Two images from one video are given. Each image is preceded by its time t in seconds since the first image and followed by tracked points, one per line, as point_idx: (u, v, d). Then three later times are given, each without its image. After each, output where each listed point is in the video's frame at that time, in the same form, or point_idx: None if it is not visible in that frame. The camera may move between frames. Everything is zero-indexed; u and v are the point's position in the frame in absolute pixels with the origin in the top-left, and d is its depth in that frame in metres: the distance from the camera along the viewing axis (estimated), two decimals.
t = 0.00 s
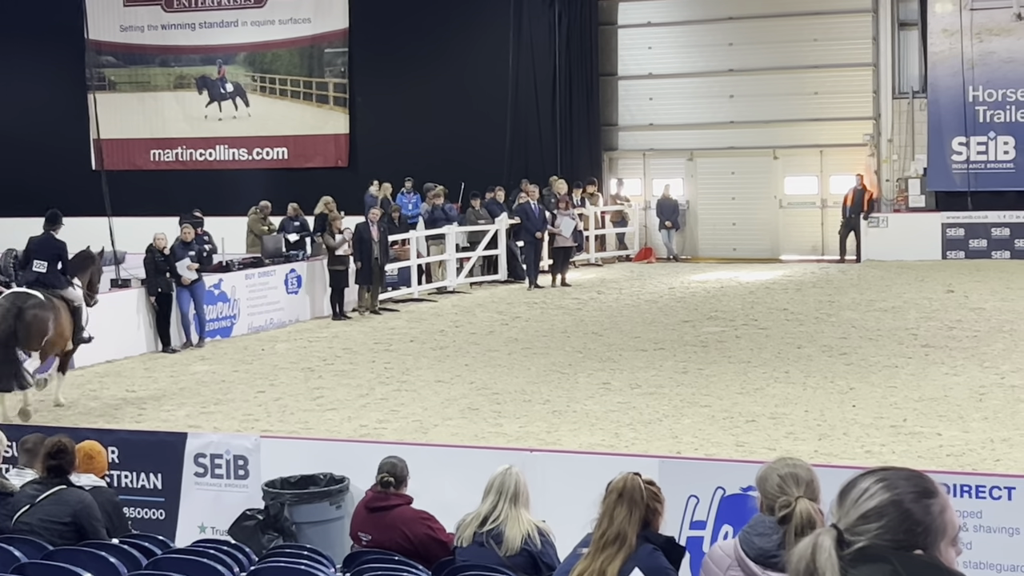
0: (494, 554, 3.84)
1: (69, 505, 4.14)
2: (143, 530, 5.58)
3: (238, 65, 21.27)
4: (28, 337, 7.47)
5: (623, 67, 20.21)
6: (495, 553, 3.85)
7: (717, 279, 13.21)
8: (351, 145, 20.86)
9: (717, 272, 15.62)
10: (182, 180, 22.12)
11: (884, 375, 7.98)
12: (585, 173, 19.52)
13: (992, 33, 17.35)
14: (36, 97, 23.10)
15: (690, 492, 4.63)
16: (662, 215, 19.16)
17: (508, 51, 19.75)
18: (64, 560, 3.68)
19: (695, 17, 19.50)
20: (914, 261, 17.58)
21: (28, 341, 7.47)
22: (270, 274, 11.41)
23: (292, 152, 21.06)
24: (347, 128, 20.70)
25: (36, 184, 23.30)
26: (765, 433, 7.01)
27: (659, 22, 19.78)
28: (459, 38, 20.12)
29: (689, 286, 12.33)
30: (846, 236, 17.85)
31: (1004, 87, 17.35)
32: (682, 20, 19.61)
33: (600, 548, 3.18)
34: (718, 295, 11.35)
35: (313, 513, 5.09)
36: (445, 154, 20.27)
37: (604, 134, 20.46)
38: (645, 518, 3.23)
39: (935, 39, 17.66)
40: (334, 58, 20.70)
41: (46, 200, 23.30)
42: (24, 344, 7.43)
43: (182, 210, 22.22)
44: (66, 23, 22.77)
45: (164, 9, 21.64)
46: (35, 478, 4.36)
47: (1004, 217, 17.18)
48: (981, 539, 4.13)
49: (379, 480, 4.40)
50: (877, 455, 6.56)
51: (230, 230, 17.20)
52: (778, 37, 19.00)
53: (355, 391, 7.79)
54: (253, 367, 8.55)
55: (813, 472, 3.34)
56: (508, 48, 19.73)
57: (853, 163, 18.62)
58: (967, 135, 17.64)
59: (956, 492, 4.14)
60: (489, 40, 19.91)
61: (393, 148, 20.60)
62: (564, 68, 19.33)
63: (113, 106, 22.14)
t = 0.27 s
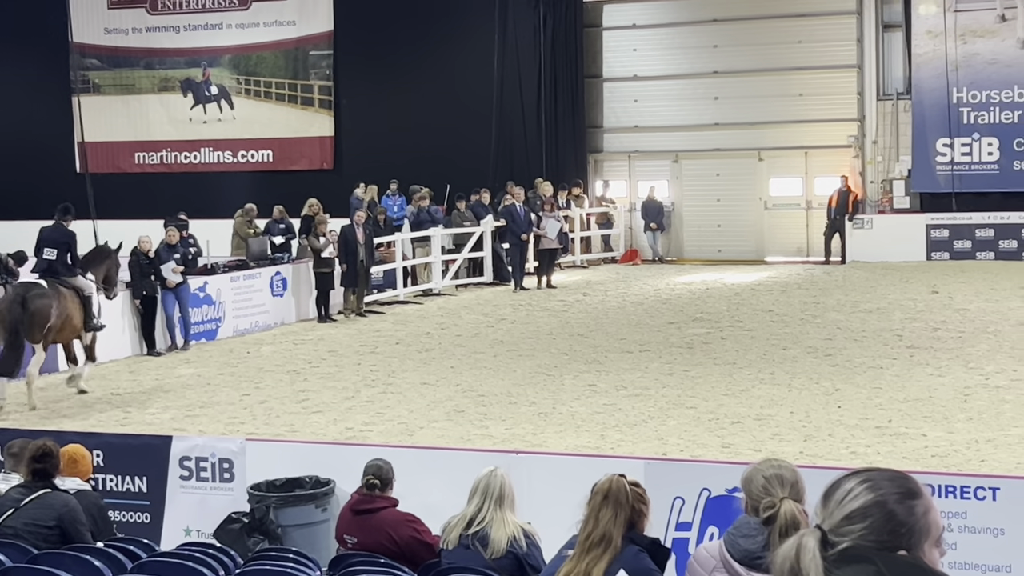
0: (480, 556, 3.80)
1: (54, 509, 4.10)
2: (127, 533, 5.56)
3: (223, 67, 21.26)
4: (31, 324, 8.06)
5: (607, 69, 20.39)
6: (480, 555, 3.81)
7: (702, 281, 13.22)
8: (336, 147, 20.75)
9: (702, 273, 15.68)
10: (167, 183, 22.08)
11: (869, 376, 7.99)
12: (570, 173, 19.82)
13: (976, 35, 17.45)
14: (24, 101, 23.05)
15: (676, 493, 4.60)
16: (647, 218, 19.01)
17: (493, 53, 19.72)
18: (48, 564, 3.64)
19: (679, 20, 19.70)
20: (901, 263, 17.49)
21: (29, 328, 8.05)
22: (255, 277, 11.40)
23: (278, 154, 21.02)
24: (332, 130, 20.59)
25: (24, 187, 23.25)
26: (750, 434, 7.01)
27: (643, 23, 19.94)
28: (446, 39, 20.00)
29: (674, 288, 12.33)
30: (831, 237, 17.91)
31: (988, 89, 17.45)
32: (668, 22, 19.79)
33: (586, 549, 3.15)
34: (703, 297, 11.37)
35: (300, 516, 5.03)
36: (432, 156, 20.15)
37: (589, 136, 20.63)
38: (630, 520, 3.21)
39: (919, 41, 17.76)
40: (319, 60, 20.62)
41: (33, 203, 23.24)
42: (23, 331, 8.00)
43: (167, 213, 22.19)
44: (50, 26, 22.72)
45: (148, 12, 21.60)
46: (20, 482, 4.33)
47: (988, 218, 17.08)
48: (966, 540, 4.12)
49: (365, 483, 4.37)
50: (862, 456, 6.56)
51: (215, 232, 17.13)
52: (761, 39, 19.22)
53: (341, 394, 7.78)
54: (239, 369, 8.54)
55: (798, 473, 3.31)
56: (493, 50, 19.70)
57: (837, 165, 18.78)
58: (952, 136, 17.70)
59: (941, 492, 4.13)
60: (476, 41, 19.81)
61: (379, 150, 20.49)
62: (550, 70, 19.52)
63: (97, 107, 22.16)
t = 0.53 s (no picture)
0: (461, 560, 3.72)
1: (34, 513, 4.05)
2: (109, 538, 5.52)
3: (204, 70, 21.28)
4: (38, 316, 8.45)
5: (590, 72, 20.22)
6: (461, 559, 3.73)
7: (684, 283, 13.24)
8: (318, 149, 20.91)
9: (684, 275, 15.68)
10: (149, 187, 22.02)
11: (851, 377, 8.00)
12: (552, 177, 19.59)
13: (955, 37, 17.63)
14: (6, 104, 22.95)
15: (658, 495, 4.61)
16: (629, 220, 18.97)
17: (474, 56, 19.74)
18: (28, 569, 3.64)
19: (662, 22, 19.65)
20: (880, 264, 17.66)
21: (37, 320, 8.44)
22: (236, 279, 11.37)
23: (259, 157, 21.06)
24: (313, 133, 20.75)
25: (7, 191, 23.15)
26: (732, 436, 7.02)
27: (625, 26, 19.82)
28: (428, 42, 20.10)
29: (656, 290, 12.35)
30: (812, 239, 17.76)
31: (967, 91, 17.70)
32: (650, 24, 19.73)
33: (567, 552, 3.16)
34: (685, 299, 11.38)
35: (282, 519, 4.95)
36: (415, 158, 20.35)
37: (571, 138, 20.45)
38: (610, 521, 3.20)
39: (899, 42, 17.87)
40: (300, 62, 20.66)
41: (17, 207, 23.14)
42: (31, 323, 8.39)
43: (148, 216, 22.16)
44: (29, 28, 22.59)
45: (128, 15, 21.54)
46: None
47: (967, 220, 17.30)
48: (947, 541, 4.13)
49: (346, 485, 4.29)
50: (844, 457, 6.58)
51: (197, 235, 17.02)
52: (743, 42, 19.17)
53: (323, 397, 7.78)
54: (220, 373, 8.52)
55: (779, 475, 3.29)
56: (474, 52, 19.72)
57: (819, 167, 18.79)
58: (932, 138, 17.91)
59: (922, 494, 4.13)
60: (458, 43, 19.89)
61: (360, 152, 20.68)
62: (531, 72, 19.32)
63: (78, 111, 22.07)
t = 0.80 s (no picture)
0: (442, 563, 3.56)
1: (13, 517, 3.93)
2: (89, 542, 5.39)
3: (184, 74, 21.28)
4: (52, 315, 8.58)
5: (571, 76, 20.71)
6: (443, 562, 3.56)
7: (665, 285, 13.30)
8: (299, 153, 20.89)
9: (665, 277, 15.82)
10: (130, 191, 22.02)
11: (831, 380, 8.02)
12: (533, 179, 19.93)
13: (935, 40, 17.61)
14: None
15: (639, 497, 4.53)
16: (611, 223, 19.33)
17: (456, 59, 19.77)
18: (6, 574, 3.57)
19: (642, 25, 20.08)
20: (860, 267, 17.66)
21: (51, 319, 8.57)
22: (217, 283, 11.35)
23: (240, 160, 21.04)
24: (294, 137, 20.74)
25: None
26: (714, 439, 7.03)
27: (606, 29, 20.29)
28: (411, 46, 20.08)
29: (638, 293, 12.38)
30: (792, 241, 18.07)
31: (947, 93, 17.67)
32: (630, 27, 20.16)
33: (548, 555, 3.15)
34: (666, 302, 11.41)
35: (263, 523, 4.93)
36: (398, 162, 20.34)
37: (552, 141, 20.91)
38: (593, 524, 3.22)
39: (879, 46, 17.88)
40: (281, 66, 20.70)
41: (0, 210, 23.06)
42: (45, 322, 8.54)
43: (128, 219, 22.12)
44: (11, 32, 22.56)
45: (108, 18, 21.54)
46: None
47: (949, 222, 17.25)
48: (927, 542, 4.07)
49: (327, 489, 4.19)
50: (825, 460, 6.59)
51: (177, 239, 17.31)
52: (722, 45, 19.60)
53: (304, 400, 7.76)
54: (201, 377, 8.50)
55: (760, 477, 3.30)
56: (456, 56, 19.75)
57: (799, 170, 19.17)
58: (912, 141, 17.90)
59: (902, 495, 4.06)
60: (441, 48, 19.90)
61: (342, 156, 20.66)
62: (513, 76, 19.50)
63: (59, 115, 22.06)
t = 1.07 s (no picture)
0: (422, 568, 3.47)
1: None
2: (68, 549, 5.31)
3: (163, 78, 21.32)
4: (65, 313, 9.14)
5: (550, 80, 20.53)
6: (423, 567, 3.48)
7: (646, 290, 13.29)
8: (278, 157, 20.84)
9: (645, 282, 15.73)
10: (107, 196, 21.95)
11: (811, 383, 8.03)
12: (513, 184, 19.75)
13: (914, 44, 17.79)
14: None
15: (619, 502, 4.53)
16: (590, 227, 19.49)
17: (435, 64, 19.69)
18: None
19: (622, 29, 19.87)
20: (839, 271, 17.82)
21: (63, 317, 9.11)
22: (196, 288, 11.34)
23: (219, 165, 21.07)
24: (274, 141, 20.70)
25: None
26: (693, 442, 7.04)
27: (585, 33, 20.13)
28: (394, 51, 19.97)
29: (618, 297, 12.37)
30: (773, 245, 18.09)
31: (925, 97, 17.84)
32: (610, 32, 19.95)
33: (527, 560, 3.13)
34: (646, 306, 11.41)
35: (242, 529, 4.77)
36: (378, 166, 20.24)
37: (531, 146, 20.74)
38: (573, 528, 3.19)
39: (858, 50, 18.02)
40: (260, 71, 20.72)
41: None
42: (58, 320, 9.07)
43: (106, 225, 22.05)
44: None
45: (86, 23, 21.63)
46: None
47: (926, 226, 17.45)
48: (906, 545, 4.13)
49: (307, 494, 4.14)
50: (804, 463, 6.60)
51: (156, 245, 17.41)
52: (703, 49, 19.42)
53: (284, 405, 7.76)
54: (181, 382, 8.49)
55: (740, 480, 3.27)
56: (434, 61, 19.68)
57: (778, 174, 19.01)
58: (891, 145, 18.05)
59: (882, 498, 4.14)
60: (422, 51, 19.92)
61: (321, 161, 20.59)
62: (492, 80, 19.51)
63: (36, 119, 22.09)
